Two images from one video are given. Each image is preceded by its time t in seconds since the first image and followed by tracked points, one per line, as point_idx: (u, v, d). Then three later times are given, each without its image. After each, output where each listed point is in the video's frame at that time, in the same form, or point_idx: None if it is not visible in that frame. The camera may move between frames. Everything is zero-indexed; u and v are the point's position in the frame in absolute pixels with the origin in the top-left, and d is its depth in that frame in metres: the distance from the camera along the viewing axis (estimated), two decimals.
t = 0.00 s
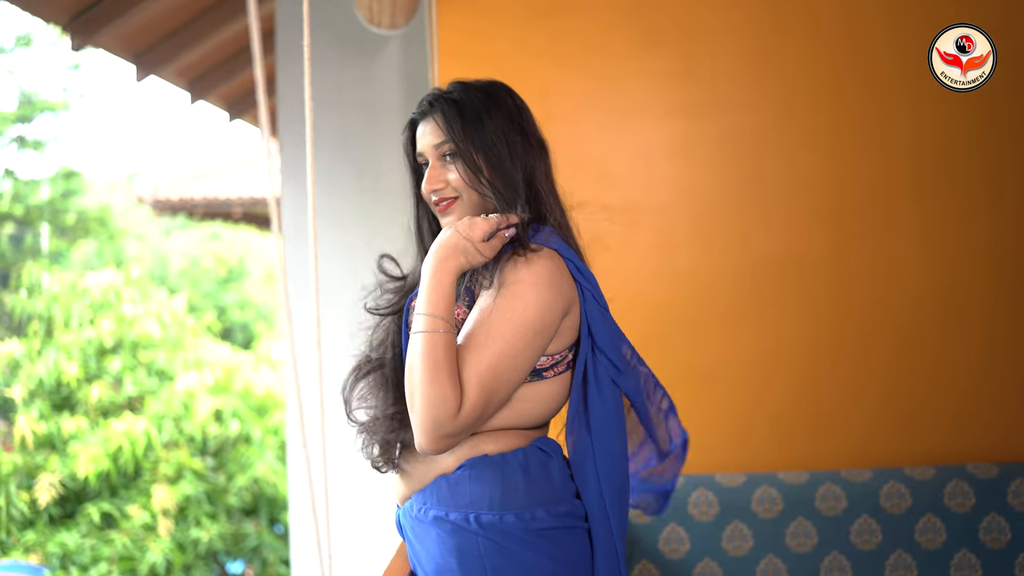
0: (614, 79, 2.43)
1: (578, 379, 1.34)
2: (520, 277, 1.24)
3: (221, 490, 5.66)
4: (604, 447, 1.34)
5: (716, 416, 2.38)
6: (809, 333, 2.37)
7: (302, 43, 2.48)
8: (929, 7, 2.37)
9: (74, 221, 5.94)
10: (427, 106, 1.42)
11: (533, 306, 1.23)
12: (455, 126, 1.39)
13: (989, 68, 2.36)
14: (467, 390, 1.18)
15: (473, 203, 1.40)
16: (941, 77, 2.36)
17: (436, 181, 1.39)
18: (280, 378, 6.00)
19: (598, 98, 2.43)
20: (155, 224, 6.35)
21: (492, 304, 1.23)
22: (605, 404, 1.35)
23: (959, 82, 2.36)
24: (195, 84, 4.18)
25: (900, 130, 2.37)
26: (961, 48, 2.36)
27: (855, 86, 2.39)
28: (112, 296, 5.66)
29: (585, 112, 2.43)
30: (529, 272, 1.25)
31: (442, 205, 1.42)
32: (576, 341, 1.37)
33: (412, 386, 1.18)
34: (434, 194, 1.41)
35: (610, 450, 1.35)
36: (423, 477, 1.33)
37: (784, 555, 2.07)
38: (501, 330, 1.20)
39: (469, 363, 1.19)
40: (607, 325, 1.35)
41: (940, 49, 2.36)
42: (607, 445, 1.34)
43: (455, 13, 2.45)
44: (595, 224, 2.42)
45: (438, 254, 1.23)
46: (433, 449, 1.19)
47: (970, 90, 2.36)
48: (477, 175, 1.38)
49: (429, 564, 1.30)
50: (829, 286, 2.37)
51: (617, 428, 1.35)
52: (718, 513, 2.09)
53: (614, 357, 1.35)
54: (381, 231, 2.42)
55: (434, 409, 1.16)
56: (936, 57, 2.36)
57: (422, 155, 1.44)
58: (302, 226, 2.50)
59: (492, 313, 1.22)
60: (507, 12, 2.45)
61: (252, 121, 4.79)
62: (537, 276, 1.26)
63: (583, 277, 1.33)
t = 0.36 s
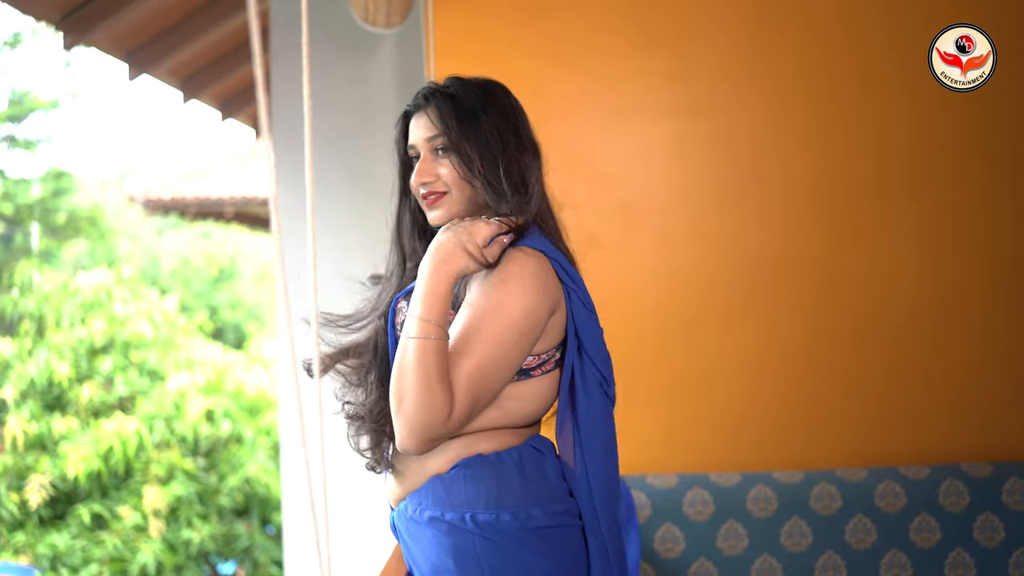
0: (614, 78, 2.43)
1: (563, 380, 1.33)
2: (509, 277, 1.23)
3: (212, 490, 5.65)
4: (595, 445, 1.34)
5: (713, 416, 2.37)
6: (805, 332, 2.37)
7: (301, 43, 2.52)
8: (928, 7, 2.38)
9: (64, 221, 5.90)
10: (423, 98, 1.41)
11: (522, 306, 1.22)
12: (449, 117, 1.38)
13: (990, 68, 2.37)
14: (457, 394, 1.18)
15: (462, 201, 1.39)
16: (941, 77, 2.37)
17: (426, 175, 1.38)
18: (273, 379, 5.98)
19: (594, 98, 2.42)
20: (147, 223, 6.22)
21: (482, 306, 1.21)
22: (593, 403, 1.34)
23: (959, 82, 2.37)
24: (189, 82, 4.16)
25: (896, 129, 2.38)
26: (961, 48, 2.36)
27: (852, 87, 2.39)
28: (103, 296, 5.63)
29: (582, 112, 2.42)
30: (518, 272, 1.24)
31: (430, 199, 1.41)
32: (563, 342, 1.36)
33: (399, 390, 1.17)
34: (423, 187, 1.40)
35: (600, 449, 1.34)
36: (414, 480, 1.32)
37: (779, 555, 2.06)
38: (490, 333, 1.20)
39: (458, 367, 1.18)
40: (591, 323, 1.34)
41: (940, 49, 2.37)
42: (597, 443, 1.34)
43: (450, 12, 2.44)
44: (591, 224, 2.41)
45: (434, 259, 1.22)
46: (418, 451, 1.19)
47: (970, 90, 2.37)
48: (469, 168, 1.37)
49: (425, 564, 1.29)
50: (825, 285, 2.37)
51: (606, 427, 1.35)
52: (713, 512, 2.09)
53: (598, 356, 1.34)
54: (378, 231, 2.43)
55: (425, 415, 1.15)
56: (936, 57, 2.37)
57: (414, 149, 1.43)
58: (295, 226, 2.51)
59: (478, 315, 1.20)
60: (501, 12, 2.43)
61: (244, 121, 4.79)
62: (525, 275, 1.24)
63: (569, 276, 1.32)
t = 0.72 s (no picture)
0: (602, 78, 2.42)
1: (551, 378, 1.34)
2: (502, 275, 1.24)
3: (204, 490, 5.62)
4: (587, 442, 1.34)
5: (707, 414, 2.37)
6: (802, 331, 2.37)
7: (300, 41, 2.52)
8: (929, 7, 2.39)
9: (54, 220, 5.99)
10: (424, 89, 1.41)
11: (514, 305, 1.23)
12: (451, 114, 1.38)
13: (990, 68, 2.38)
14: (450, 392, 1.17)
15: (451, 196, 1.37)
16: (941, 77, 2.38)
17: (417, 164, 1.37)
18: (264, 380, 5.92)
19: (587, 97, 2.42)
20: (137, 222, 6.28)
21: (477, 305, 1.22)
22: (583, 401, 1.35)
23: (959, 82, 2.38)
24: (179, 81, 4.08)
25: (894, 128, 2.38)
26: (961, 48, 2.38)
27: (848, 87, 2.39)
28: (93, 295, 5.63)
29: (576, 111, 2.41)
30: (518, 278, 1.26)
31: (417, 191, 1.38)
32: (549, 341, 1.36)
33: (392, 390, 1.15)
34: (411, 177, 1.37)
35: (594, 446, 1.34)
36: (412, 480, 1.30)
37: (774, 554, 2.06)
38: (485, 330, 1.20)
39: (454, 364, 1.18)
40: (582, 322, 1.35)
41: (941, 49, 2.38)
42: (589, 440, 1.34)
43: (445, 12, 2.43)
44: (585, 223, 2.40)
45: (438, 258, 1.19)
46: (406, 451, 1.18)
47: (970, 90, 2.38)
48: (470, 168, 1.37)
49: (424, 564, 1.28)
50: (821, 283, 2.37)
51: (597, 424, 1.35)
52: (709, 512, 2.09)
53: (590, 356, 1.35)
54: (374, 231, 2.41)
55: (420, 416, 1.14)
56: (936, 57, 2.38)
57: (408, 143, 1.42)
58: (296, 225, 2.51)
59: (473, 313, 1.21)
60: (493, 12, 2.43)
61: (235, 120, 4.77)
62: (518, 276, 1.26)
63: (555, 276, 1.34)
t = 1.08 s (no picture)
0: (602, 78, 2.42)
1: (546, 377, 1.32)
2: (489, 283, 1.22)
3: (200, 490, 5.61)
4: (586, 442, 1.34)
5: (707, 414, 2.37)
6: (803, 331, 2.37)
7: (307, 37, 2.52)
8: (928, 7, 2.39)
9: (48, 220, 5.91)
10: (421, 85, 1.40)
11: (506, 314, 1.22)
12: (445, 110, 1.37)
13: (990, 67, 2.38)
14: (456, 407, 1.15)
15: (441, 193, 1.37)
16: (941, 77, 2.38)
17: (410, 158, 1.36)
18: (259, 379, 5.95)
19: (588, 97, 2.41)
20: (133, 223, 6.33)
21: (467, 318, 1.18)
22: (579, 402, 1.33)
23: (959, 82, 2.38)
24: (178, 80, 4.09)
25: (894, 127, 2.38)
26: (961, 48, 2.38)
27: (849, 87, 2.39)
28: (89, 295, 5.62)
29: (576, 111, 2.41)
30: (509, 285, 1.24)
31: (407, 186, 1.37)
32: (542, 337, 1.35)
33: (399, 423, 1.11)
34: (402, 170, 1.36)
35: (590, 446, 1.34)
36: (414, 480, 1.29)
37: (776, 554, 2.06)
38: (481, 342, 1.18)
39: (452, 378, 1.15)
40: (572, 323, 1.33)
41: (940, 50, 2.38)
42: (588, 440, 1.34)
43: (445, 12, 2.43)
44: (585, 223, 2.40)
45: (398, 286, 1.13)
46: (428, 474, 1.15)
47: (970, 90, 2.38)
48: (459, 167, 1.36)
49: (427, 564, 1.28)
50: (821, 282, 2.37)
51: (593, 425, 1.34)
52: (710, 512, 2.08)
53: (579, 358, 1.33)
54: (369, 230, 2.43)
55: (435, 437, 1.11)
56: (936, 57, 2.38)
57: (400, 139, 1.42)
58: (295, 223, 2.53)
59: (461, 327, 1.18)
60: (494, 13, 2.42)
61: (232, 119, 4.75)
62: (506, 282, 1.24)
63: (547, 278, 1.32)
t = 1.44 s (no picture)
0: (603, 77, 2.41)
1: (547, 371, 1.32)
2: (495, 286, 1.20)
3: (197, 490, 5.61)
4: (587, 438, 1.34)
5: (708, 414, 2.36)
6: (804, 332, 2.37)
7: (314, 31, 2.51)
8: (928, 7, 2.39)
9: (43, 220, 5.99)
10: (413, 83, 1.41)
11: (520, 309, 1.21)
12: (437, 106, 1.38)
13: (990, 67, 2.38)
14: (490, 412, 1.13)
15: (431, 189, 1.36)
16: (941, 77, 2.38)
17: (400, 152, 1.36)
18: (255, 379, 5.93)
19: (589, 96, 2.41)
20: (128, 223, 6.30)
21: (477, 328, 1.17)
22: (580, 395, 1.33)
23: (959, 81, 2.38)
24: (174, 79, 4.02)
25: (894, 126, 2.38)
26: (961, 48, 2.38)
27: (850, 87, 2.39)
28: (85, 295, 5.59)
29: (577, 110, 2.40)
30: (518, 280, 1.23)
31: (397, 183, 1.37)
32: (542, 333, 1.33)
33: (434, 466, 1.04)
34: (391, 166, 1.36)
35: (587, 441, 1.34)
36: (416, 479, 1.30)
37: (777, 553, 2.05)
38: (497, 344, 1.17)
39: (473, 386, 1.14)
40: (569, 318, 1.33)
41: (940, 49, 2.38)
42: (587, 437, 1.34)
43: (445, 11, 2.42)
44: (585, 222, 2.39)
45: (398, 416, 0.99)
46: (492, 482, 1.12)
47: (970, 90, 2.38)
48: (449, 163, 1.36)
49: (431, 564, 1.28)
50: (822, 281, 2.37)
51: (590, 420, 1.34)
52: (711, 511, 2.08)
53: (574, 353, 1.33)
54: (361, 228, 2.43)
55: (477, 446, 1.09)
56: (936, 57, 2.38)
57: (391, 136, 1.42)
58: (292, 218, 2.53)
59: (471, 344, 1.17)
60: (494, 12, 2.42)
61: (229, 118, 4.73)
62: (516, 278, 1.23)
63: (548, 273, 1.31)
